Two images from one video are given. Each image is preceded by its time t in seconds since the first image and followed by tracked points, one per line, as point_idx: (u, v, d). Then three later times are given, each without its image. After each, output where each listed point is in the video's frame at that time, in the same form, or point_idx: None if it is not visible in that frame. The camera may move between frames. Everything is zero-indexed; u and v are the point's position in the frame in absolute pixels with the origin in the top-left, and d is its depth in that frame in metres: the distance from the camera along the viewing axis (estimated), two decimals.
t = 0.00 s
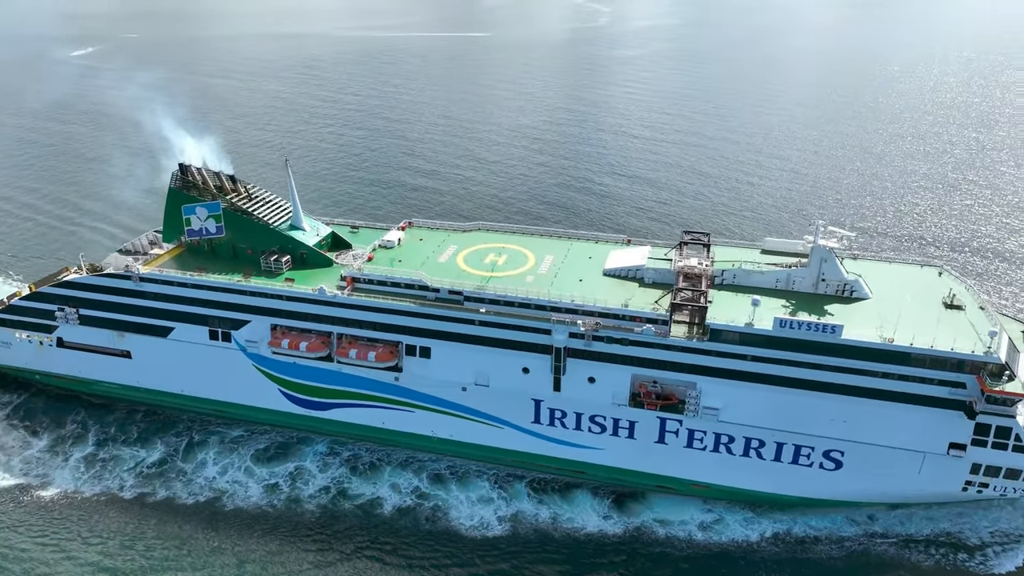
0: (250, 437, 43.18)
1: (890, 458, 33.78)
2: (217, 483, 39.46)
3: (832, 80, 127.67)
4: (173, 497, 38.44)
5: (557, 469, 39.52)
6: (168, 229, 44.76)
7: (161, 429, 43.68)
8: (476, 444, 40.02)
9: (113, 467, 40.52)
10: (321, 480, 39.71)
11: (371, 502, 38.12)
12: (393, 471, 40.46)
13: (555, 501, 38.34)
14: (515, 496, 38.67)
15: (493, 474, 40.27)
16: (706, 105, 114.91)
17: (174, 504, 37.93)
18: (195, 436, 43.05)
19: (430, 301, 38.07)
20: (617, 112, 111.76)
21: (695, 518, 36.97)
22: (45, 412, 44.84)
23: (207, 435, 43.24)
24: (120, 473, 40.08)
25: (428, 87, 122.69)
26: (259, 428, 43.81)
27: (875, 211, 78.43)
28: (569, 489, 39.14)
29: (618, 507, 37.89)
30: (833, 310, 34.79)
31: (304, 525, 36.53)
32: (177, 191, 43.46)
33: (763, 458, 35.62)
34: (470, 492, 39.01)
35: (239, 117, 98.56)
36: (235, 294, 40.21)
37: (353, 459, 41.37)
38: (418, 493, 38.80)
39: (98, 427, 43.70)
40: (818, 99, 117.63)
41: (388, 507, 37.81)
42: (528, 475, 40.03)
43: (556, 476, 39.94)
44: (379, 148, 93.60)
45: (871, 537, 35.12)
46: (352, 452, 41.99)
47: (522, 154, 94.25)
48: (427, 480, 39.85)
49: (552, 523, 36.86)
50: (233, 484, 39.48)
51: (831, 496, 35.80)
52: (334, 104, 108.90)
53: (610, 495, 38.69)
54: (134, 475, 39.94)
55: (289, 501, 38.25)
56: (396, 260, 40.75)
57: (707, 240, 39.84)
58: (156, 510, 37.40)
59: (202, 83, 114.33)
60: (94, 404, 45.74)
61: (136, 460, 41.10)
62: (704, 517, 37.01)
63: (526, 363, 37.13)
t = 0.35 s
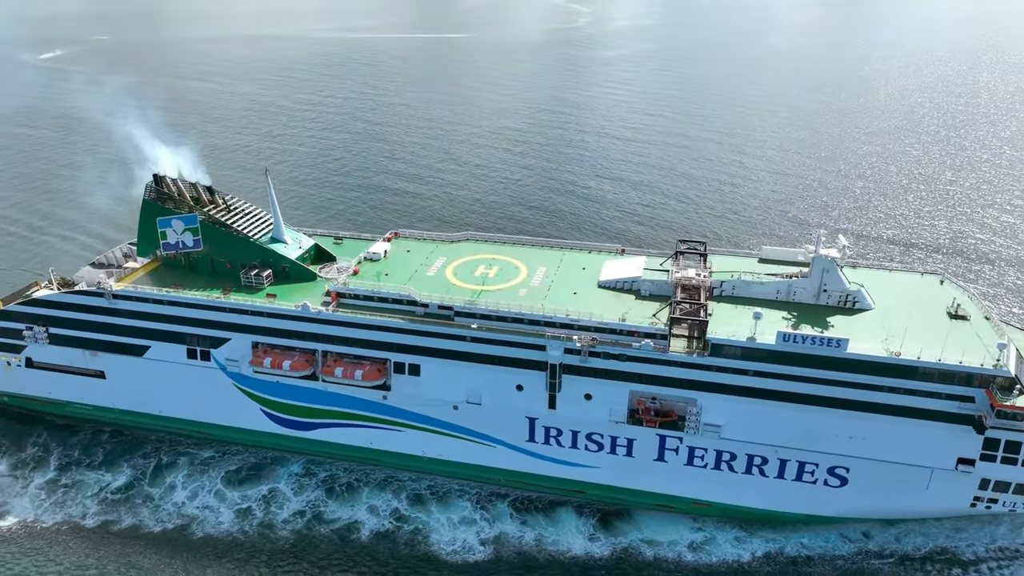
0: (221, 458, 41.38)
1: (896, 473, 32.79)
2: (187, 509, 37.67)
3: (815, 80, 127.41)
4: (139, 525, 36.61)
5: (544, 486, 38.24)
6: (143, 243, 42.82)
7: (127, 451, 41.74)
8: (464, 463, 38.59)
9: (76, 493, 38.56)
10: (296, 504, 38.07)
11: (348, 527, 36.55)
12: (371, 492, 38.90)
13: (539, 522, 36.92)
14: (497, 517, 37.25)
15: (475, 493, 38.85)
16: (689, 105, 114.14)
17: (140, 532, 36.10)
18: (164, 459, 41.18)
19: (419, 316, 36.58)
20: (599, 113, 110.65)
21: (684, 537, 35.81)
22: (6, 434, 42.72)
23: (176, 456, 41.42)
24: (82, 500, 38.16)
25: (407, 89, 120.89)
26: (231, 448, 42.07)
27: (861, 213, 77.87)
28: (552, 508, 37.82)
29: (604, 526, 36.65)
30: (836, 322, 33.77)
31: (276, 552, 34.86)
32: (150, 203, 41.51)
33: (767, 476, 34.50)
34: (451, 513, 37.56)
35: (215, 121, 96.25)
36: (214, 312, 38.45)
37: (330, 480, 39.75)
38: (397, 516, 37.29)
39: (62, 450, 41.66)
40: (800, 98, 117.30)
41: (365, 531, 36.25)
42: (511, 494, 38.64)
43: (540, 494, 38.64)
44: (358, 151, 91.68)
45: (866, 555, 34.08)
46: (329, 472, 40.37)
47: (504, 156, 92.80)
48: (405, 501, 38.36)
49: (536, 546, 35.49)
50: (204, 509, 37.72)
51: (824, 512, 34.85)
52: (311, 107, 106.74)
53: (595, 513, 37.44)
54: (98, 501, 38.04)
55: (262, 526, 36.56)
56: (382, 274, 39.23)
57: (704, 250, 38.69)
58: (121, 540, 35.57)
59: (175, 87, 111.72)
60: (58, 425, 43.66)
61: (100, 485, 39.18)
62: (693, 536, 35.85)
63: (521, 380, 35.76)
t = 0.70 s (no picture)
0: (190, 483, 39.47)
1: (903, 492, 31.70)
2: (153, 540, 35.79)
3: (797, 80, 126.97)
4: (100, 558, 34.65)
5: (530, 508, 36.83)
6: (115, 259, 40.74)
7: (90, 477, 39.65)
8: (453, 485, 37.03)
9: (34, 525, 36.50)
10: (269, 532, 36.30)
11: (323, 556, 34.91)
12: (347, 518, 37.23)
13: (523, 547, 35.48)
14: (480, 542, 35.75)
15: (456, 516, 37.32)
16: (671, 106, 113.24)
17: (102, 567, 34.16)
18: (129, 485, 39.19)
19: (408, 335, 34.95)
20: (581, 115, 109.39)
21: (673, 560, 34.66)
22: None
23: (142, 481, 39.45)
24: (40, 531, 36.11)
25: (386, 91, 118.88)
26: (201, 472, 40.17)
27: (848, 215, 77.12)
28: (534, 530, 36.44)
29: (589, 549, 35.35)
30: (842, 336, 32.62)
31: None
32: (122, 218, 39.44)
33: (772, 496, 33.26)
34: (431, 538, 36.00)
35: (189, 125, 93.73)
36: (191, 331, 36.58)
37: (305, 505, 38.04)
38: (374, 543, 35.70)
39: (20, 478, 39.53)
40: (781, 98, 116.83)
41: (340, 561, 34.65)
42: (494, 517, 37.17)
43: (522, 515, 37.21)
44: (337, 156, 89.64)
45: None
46: (304, 496, 38.63)
47: (486, 159, 91.19)
48: (383, 526, 36.77)
49: (520, 573, 34.09)
50: (171, 540, 35.85)
51: (818, 531, 33.82)
52: (287, 110, 104.42)
53: (580, 535, 36.13)
54: (57, 532, 36.03)
55: (232, 557, 34.80)
56: (368, 289, 37.55)
57: (702, 260, 37.42)
58: None
59: (147, 91, 108.98)
60: (18, 450, 41.50)
61: (60, 515, 37.12)
62: (683, 559, 34.67)
63: (515, 400, 34.28)
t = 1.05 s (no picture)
0: (162, 507, 37.74)
1: (915, 511, 30.63)
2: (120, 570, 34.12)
3: (784, 80, 126.57)
4: None
5: (520, 529, 35.50)
6: (92, 275, 38.92)
7: (57, 503, 37.87)
8: (445, 506, 35.62)
9: None
10: (244, 559, 34.72)
11: None
12: (326, 543, 35.65)
13: (509, 571, 34.11)
14: (464, 567, 34.31)
15: (440, 539, 35.86)
16: (658, 106, 112.37)
17: None
18: (98, 510, 37.42)
19: (402, 353, 33.52)
20: (568, 116, 108.24)
21: None
22: None
23: (112, 506, 37.68)
24: (2, 563, 34.38)
25: (370, 93, 117.19)
26: (174, 495, 38.45)
27: (839, 217, 76.40)
28: (519, 552, 35.07)
29: (578, 572, 34.11)
30: (852, 350, 31.58)
31: None
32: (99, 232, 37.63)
33: (781, 516, 32.10)
34: (414, 564, 34.54)
35: (170, 130, 91.76)
36: (173, 351, 34.95)
37: (283, 529, 36.44)
38: (354, 570, 34.22)
39: None
40: (768, 98, 116.35)
41: None
42: (479, 539, 35.76)
43: (509, 537, 35.82)
44: (320, 159, 87.92)
45: None
46: (282, 520, 37.00)
47: (472, 162, 89.79)
48: (363, 550, 35.24)
49: None
50: (140, 570, 34.18)
51: (817, 551, 32.80)
52: (270, 113, 102.56)
53: (568, 557, 34.85)
54: (20, 564, 34.36)
55: None
56: (359, 304, 36.10)
57: (704, 271, 36.32)
58: None
59: (125, 95, 106.81)
60: None
61: (24, 544, 35.40)
62: None
63: (514, 420, 32.93)
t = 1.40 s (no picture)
0: (131, 535, 35.75)
1: (929, 534, 29.52)
2: None
3: (770, 80, 125.99)
4: None
5: (512, 555, 33.99)
6: (66, 293, 36.89)
7: (19, 533, 35.80)
8: (439, 532, 34.07)
9: None
10: None
11: None
12: (304, 572, 33.85)
13: None
14: None
15: (425, 565, 34.16)
16: (645, 107, 111.26)
17: None
18: (63, 539, 35.40)
19: (396, 375, 31.96)
20: (554, 118, 106.81)
21: None
22: None
23: (77, 535, 35.64)
24: None
25: (354, 95, 115.23)
26: (143, 522, 36.42)
27: (830, 220, 75.56)
28: None
29: None
30: (864, 367, 30.42)
31: None
32: (73, 249, 35.61)
33: (793, 540, 30.82)
34: None
35: (148, 135, 89.54)
36: (153, 375, 33.19)
37: (259, 557, 34.64)
38: None
39: None
40: (755, 99, 115.65)
41: None
42: (465, 565, 34.11)
43: (497, 562, 34.17)
44: (303, 163, 85.92)
45: None
46: (258, 547, 35.16)
47: (458, 165, 88.17)
48: None
49: None
50: None
51: (820, 574, 31.59)
52: (250, 117, 100.44)
53: None
54: None
55: None
56: (350, 322, 34.49)
57: (707, 284, 35.08)
58: None
59: (101, 99, 104.26)
60: None
61: None
62: None
63: (514, 443, 31.50)
